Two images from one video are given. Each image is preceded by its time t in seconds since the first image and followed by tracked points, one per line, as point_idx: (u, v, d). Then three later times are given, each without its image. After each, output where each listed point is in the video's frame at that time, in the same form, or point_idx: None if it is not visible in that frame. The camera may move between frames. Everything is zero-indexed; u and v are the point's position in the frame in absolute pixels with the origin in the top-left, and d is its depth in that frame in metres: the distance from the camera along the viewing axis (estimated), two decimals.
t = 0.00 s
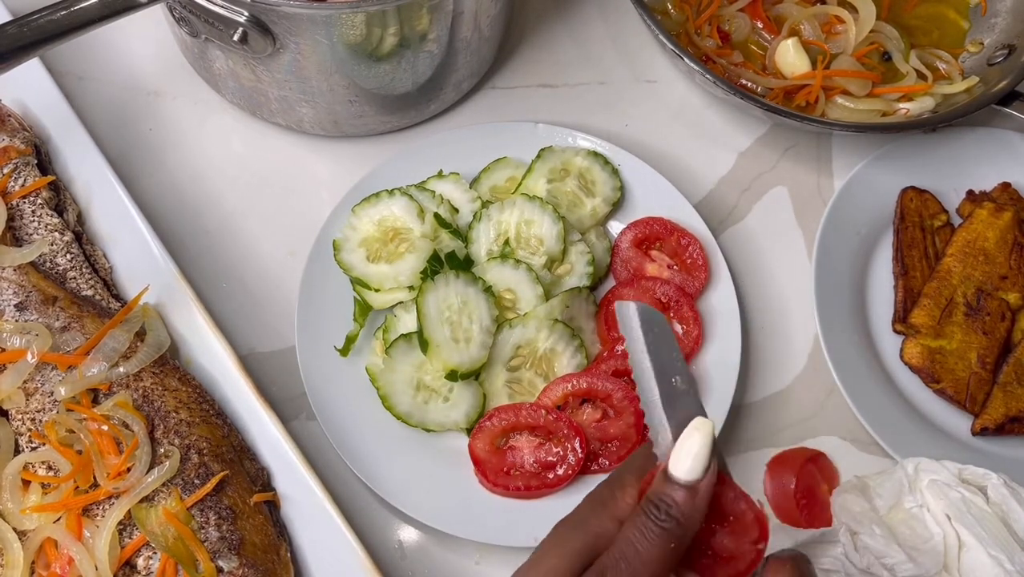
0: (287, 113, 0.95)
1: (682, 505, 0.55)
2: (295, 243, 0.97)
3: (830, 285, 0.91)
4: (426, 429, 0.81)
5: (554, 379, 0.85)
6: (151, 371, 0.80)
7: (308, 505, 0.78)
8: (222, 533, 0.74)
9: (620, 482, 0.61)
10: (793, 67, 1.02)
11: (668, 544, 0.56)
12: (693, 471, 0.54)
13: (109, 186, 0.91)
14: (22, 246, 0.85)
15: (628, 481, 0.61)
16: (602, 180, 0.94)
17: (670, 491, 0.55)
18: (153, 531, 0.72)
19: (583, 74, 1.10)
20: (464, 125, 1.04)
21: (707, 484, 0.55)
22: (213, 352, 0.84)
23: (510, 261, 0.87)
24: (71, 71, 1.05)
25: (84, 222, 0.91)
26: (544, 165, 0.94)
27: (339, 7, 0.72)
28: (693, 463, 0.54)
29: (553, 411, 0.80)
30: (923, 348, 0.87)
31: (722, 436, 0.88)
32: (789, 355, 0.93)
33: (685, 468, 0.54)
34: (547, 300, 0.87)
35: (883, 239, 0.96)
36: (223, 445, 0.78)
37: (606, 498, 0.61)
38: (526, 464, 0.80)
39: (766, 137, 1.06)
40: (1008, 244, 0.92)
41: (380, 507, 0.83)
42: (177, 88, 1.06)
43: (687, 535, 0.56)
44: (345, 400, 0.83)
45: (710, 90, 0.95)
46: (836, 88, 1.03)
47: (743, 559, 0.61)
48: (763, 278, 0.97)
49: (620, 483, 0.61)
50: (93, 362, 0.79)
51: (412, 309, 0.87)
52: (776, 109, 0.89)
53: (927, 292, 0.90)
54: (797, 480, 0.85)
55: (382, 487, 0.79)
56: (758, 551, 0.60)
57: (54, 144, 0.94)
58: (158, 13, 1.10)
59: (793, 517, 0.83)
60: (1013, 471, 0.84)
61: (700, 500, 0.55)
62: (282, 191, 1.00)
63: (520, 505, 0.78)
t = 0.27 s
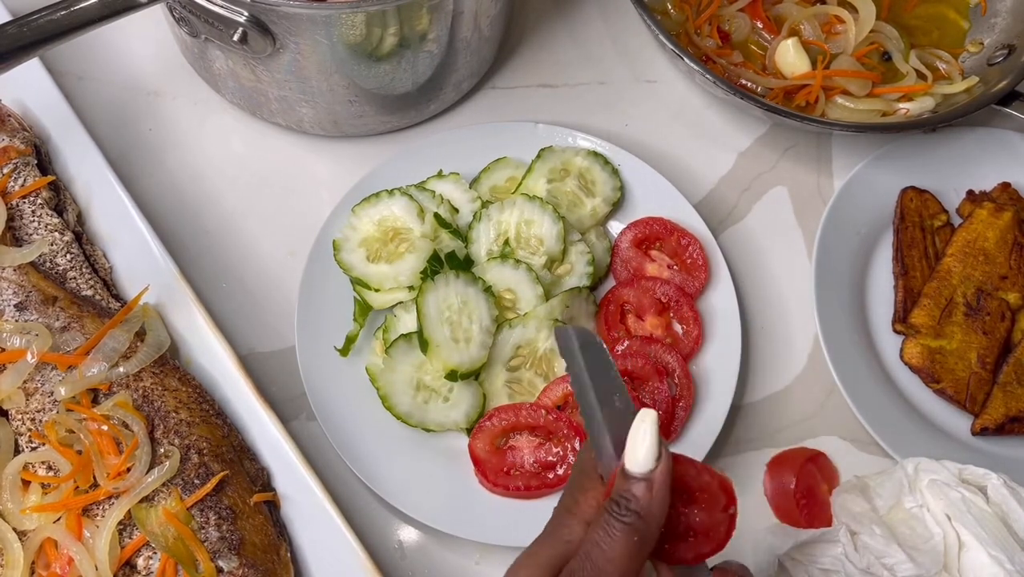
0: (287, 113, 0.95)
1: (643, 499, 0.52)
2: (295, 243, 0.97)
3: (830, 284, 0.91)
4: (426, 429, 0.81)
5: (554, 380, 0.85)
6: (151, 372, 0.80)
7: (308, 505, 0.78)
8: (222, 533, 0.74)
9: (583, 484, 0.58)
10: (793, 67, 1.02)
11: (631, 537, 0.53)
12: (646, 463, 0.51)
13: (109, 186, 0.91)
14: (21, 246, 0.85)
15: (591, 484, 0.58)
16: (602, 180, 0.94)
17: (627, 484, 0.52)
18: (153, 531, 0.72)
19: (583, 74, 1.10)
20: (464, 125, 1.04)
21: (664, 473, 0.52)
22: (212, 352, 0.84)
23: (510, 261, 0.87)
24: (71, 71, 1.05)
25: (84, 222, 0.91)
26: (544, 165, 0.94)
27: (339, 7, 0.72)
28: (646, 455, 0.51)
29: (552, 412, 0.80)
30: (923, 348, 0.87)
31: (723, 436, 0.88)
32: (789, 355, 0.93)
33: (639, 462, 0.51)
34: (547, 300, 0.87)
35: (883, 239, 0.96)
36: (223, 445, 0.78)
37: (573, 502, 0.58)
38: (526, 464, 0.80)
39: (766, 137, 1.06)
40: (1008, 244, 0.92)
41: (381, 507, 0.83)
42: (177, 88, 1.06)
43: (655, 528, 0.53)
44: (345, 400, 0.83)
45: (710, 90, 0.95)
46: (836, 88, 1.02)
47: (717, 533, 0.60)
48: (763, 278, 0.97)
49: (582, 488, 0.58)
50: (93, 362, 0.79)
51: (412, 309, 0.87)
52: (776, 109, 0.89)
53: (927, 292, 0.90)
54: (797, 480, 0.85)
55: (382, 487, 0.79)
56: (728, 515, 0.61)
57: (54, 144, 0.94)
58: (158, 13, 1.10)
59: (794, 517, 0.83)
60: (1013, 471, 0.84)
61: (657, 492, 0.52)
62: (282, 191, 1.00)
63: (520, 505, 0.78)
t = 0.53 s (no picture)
0: (287, 113, 0.95)
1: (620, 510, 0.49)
2: (295, 243, 0.97)
3: (830, 284, 0.91)
4: (425, 429, 0.81)
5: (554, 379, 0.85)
6: (151, 372, 0.80)
7: (308, 505, 0.78)
8: (222, 533, 0.74)
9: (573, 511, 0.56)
10: (793, 67, 1.02)
11: (595, 547, 0.49)
12: (636, 481, 0.50)
13: (109, 186, 0.91)
14: (22, 246, 0.85)
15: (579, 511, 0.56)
16: (602, 180, 0.94)
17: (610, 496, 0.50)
18: (153, 531, 0.72)
19: (583, 74, 1.10)
20: (464, 125, 1.04)
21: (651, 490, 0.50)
22: (212, 352, 0.84)
23: (510, 261, 0.87)
24: (71, 71, 1.05)
25: (84, 222, 0.91)
26: (544, 165, 0.94)
27: (339, 7, 0.72)
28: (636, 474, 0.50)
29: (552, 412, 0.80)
30: (923, 348, 0.87)
31: (723, 436, 0.88)
32: (789, 355, 0.93)
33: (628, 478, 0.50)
34: (547, 300, 0.87)
35: (883, 239, 0.96)
36: (223, 445, 0.78)
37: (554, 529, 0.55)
38: (526, 464, 0.80)
39: (766, 137, 1.06)
40: (1008, 243, 0.92)
41: (381, 507, 0.83)
42: (177, 89, 1.06)
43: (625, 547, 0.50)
44: (344, 400, 0.83)
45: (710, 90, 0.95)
46: (836, 88, 1.02)
47: (714, 564, 0.53)
48: (763, 278, 0.97)
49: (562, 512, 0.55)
50: (93, 362, 0.79)
51: (412, 309, 0.87)
52: (776, 109, 0.89)
53: (927, 292, 0.90)
54: (797, 480, 0.86)
55: (382, 487, 0.79)
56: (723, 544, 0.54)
57: (54, 144, 0.94)
58: (158, 13, 1.10)
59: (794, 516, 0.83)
60: (1013, 470, 0.84)
61: (635, 510, 0.49)
62: (282, 191, 1.00)
63: (520, 505, 0.78)
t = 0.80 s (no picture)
0: (287, 113, 0.95)
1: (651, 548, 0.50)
2: (295, 243, 0.97)
3: (830, 284, 0.91)
4: (425, 429, 0.81)
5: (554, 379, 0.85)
6: (151, 372, 0.80)
7: (308, 505, 0.78)
8: (222, 533, 0.74)
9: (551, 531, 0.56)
10: (793, 67, 1.02)
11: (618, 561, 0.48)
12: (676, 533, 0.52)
13: (109, 186, 0.91)
14: (21, 246, 0.85)
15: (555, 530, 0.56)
16: (602, 180, 0.94)
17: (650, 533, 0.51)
18: (152, 531, 0.72)
19: (583, 74, 1.10)
20: (464, 125, 1.04)
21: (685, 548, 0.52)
22: (212, 352, 0.84)
23: (510, 261, 0.87)
24: (71, 71, 1.05)
25: (84, 222, 0.91)
26: (544, 165, 0.94)
27: (338, 7, 0.72)
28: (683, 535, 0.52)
29: (553, 411, 0.80)
30: (923, 348, 0.87)
31: (722, 435, 0.88)
32: (789, 355, 0.93)
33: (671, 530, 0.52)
34: (546, 300, 0.87)
35: (883, 239, 0.96)
36: (223, 445, 0.78)
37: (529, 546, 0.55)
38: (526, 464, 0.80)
39: (766, 137, 1.06)
40: (1008, 243, 0.92)
41: (381, 507, 0.83)
42: (177, 88, 1.06)
43: None
44: (344, 400, 0.83)
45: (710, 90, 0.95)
46: (836, 88, 1.02)
47: None
48: (763, 277, 0.97)
49: (531, 532, 0.56)
50: (93, 362, 0.79)
51: (412, 309, 0.87)
52: (776, 109, 0.89)
53: (927, 292, 0.90)
54: (798, 480, 0.84)
55: (382, 487, 0.79)
56: (720, 548, 0.56)
57: (54, 144, 0.94)
58: (158, 13, 1.10)
59: (795, 517, 0.82)
60: (1012, 470, 0.84)
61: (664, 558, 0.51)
62: (282, 191, 1.00)
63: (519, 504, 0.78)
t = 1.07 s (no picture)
0: (287, 113, 0.95)
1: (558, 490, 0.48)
2: (294, 243, 0.97)
3: (830, 284, 0.91)
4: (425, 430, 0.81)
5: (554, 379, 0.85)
6: (151, 372, 0.80)
7: (308, 505, 0.78)
8: (222, 533, 0.74)
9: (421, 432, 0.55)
10: (793, 67, 1.02)
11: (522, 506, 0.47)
12: (581, 463, 0.49)
13: (109, 186, 0.91)
14: (22, 246, 0.85)
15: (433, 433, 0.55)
16: (602, 180, 0.94)
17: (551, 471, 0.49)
18: (153, 532, 0.73)
19: (584, 74, 1.10)
20: (464, 125, 1.04)
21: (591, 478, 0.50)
22: (213, 352, 0.84)
23: (510, 261, 0.87)
24: (71, 71, 1.05)
25: (84, 222, 0.91)
26: (544, 165, 0.94)
27: (339, 7, 0.72)
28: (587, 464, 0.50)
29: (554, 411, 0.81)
30: (923, 348, 0.87)
31: (723, 436, 0.88)
32: (789, 355, 0.93)
33: (578, 460, 0.49)
34: (547, 300, 0.87)
35: (883, 239, 0.96)
36: (223, 445, 0.78)
37: (375, 467, 0.53)
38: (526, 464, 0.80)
39: (766, 137, 1.06)
40: (1008, 243, 0.92)
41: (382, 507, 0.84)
42: (177, 88, 1.06)
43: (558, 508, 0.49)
44: (344, 400, 0.83)
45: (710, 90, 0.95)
46: (836, 88, 1.03)
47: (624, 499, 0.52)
48: (763, 277, 0.97)
49: (390, 443, 0.54)
50: (93, 362, 0.79)
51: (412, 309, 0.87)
52: (776, 109, 0.89)
53: (927, 292, 0.90)
54: (797, 480, 0.85)
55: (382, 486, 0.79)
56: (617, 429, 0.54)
57: (54, 144, 0.94)
58: (158, 13, 1.10)
59: (794, 517, 0.83)
60: (1012, 470, 0.84)
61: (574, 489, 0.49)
62: (282, 191, 1.00)
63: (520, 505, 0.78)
